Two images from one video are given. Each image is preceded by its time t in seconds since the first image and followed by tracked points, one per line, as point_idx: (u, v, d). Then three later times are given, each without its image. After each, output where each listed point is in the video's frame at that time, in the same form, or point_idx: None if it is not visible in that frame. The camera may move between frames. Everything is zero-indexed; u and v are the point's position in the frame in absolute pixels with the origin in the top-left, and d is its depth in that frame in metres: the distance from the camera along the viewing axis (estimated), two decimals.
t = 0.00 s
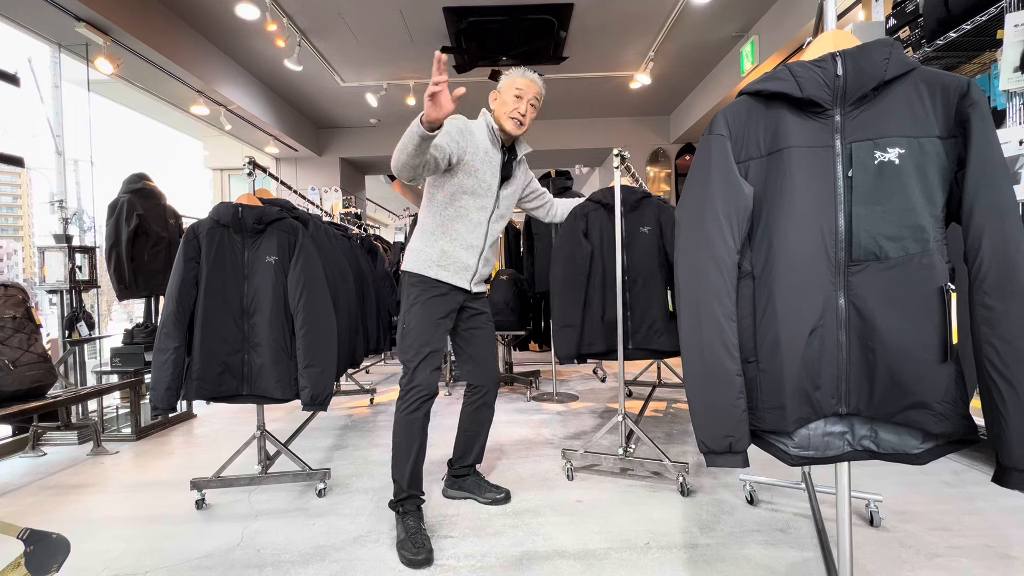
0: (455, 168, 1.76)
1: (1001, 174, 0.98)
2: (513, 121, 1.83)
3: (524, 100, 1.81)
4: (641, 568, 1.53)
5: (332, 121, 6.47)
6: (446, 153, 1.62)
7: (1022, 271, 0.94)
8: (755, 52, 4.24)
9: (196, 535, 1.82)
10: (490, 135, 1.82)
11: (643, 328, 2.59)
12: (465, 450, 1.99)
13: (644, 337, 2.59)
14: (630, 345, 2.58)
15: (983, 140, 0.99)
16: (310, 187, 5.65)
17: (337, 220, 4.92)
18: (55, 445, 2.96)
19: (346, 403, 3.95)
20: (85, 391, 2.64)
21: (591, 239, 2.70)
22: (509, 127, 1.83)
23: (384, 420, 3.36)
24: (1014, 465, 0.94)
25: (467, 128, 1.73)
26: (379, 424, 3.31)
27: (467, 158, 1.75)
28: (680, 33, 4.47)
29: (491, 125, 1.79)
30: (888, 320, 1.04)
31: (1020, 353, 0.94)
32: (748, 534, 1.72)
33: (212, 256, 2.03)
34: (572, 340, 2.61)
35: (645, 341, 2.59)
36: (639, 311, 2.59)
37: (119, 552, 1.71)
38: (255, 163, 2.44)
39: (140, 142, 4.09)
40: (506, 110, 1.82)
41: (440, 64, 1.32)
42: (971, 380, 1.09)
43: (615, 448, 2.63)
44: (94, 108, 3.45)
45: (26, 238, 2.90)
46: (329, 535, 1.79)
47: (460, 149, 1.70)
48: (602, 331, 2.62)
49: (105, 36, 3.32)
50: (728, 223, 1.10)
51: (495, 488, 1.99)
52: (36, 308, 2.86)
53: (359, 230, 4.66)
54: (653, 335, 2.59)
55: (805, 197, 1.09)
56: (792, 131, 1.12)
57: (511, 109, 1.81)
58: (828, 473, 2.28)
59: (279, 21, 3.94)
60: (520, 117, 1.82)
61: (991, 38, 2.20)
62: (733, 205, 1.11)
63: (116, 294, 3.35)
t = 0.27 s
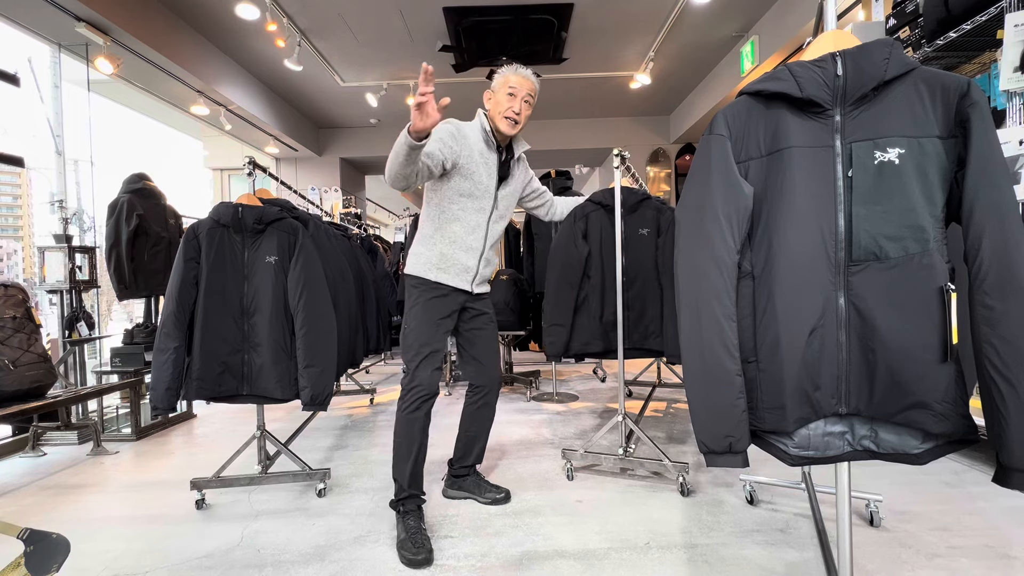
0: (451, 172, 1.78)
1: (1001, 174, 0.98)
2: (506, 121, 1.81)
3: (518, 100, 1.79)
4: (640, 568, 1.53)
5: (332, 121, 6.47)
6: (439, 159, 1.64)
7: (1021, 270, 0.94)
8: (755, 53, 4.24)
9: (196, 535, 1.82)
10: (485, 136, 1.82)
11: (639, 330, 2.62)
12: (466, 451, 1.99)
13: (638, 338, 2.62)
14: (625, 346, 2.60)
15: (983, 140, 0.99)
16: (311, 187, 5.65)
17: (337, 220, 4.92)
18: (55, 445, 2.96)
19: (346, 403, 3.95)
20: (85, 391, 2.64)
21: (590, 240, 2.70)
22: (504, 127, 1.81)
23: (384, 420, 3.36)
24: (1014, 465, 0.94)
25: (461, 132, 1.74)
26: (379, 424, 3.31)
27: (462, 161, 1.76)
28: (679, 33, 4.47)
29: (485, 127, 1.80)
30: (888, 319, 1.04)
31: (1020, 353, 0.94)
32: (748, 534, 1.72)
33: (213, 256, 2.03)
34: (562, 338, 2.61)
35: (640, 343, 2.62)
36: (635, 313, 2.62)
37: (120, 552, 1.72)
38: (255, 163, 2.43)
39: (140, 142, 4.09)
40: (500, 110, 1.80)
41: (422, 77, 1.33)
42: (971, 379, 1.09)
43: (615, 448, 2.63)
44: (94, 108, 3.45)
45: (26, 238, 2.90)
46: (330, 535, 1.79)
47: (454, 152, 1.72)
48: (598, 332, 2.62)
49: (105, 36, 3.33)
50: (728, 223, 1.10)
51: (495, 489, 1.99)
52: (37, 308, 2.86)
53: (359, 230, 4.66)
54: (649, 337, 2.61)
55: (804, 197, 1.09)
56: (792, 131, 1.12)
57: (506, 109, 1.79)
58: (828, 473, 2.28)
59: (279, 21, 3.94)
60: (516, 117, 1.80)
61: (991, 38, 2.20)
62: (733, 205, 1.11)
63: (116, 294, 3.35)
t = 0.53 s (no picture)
0: (449, 171, 1.80)
1: (1001, 174, 0.98)
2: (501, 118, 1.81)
3: (514, 97, 1.79)
4: (640, 568, 1.53)
5: (332, 121, 6.47)
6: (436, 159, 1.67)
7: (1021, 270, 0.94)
8: (755, 53, 4.25)
9: (196, 535, 1.82)
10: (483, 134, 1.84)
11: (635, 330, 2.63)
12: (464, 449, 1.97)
13: (634, 338, 2.63)
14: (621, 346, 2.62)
15: (983, 140, 0.99)
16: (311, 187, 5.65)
17: (337, 220, 4.92)
18: (55, 445, 2.96)
19: (346, 403, 3.95)
20: (85, 391, 2.64)
21: (588, 239, 2.70)
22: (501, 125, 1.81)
23: (384, 420, 3.36)
24: (1014, 465, 0.94)
25: (458, 132, 1.76)
26: (380, 424, 3.31)
27: (460, 160, 1.78)
28: (679, 33, 4.47)
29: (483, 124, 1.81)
30: (888, 319, 1.04)
31: (1020, 353, 0.94)
32: (749, 534, 1.72)
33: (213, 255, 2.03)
34: (570, 337, 2.58)
35: (635, 343, 2.63)
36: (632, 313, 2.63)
37: (120, 552, 1.72)
38: (255, 163, 2.43)
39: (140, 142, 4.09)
40: (496, 108, 1.80)
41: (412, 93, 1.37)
42: (972, 379, 1.09)
43: (615, 448, 2.64)
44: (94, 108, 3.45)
45: (26, 238, 2.90)
46: (330, 535, 1.79)
47: (452, 152, 1.74)
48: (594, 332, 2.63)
49: (105, 36, 3.33)
50: (728, 223, 1.10)
51: (495, 489, 1.99)
52: (36, 308, 2.86)
53: (359, 230, 4.66)
54: (644, 338, 2.63)
55: (805, 197, 1.09)
56: (792, 131, 1.12)
57: (501, 106, 1.79)
58: (828, 473, 2.28)
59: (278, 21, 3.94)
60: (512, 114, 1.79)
61: (991, 38, 2.20)
62: (733, 205, 1.11)
63: (116, 294, 3.35)
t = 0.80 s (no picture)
0: (445, 173, 1.81)
1: (1001, 174, 0.98)
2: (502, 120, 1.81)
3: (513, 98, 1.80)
4: (640, 568, 1.53)
5: (332, 121, 6.47)
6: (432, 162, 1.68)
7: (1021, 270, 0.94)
8: (755, 53, 4.25)
9: (196, 535, 1.82)
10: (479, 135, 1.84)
11: (634, 331, 2.63)
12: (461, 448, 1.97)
13: (632, 339, 2.63)
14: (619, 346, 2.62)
15: (983, 140, 0.99)
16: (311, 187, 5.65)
17: (337, 220, 4.92)
18: (55, 445, 2.96)
19: (346, 403, 3.95)
20: (85, 391, 2.64)
21: (587, 239, 2.70)
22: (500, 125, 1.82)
23: (384, 420, 3.36)
24: (1014, 465, 0.94)
25: (452, 133, 1.78)
26: (380, 424, 3.31)
27: (455, 161, 1.79)
28: (680, 33, 4.47)
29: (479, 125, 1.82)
30: (888, 320, 1.04)
31: (1020, 353, 0.94)
32: (749, 534, 1.72)
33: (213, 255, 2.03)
34: (560, 335, 2.61)
35: (633, 343, 2.63)
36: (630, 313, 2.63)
37: (120, 552, 1.72)
38: (255, 162, 2.43)
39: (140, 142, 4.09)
40: (496, 110, 1.81)
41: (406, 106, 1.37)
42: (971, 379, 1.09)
43: (616, 448, 2.63)
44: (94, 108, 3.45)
45: (26, 238, 2.90)
46: (330, 536, 1.79)
47: (446, 153, 1.76)
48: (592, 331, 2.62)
49: (105, 36, 3.33)
50: (727, 223, 1.10)
51: (495, 489, 1.99)
52: (36, 308, 2.86)
53: (359, 230, 4.66)
54: (642, 338, 2.63)
55: (804, 197, 1.09)
56: (792, 131, 1.12)
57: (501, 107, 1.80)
58: (828, 473, 2.28)
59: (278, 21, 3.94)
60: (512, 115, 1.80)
61: (991, 38, 2.20)
62: (733, 205, 1.11)
63: (116, 294, 3.35)
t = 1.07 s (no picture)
0: (437, 178, 1.84)
1: (1001, 174, 0.98)
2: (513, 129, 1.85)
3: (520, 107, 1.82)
4: (640, 568, 1.53)
5: (332, 121, 6.47)
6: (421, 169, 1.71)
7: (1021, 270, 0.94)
8: (755, 53, 4.26)
9: (196, 535, 1.82)
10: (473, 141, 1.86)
11: (634, 331, 2.63)
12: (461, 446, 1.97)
13: (633, 339, 2.63)
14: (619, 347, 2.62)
15: (983, 140, 0.99)
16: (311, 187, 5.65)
17: (337, 220, 4.92)
18: (55, 445, 2.96)
19: (346, 403, 3.95)
20: (85, 391, 2.64)
21: (587, 240, 2.70)
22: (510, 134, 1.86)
23: (384, 420, 3.35)
24: (1014, 465, 0.94)
25: (445, 138, 1.80)
26: (380, 424, 3.31)
27: (447, 166, 1.82)
28: (680, 33, 4.47)
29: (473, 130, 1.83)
30: (888, 320, 1.04)
31: (1020, 353, 0.94)
32: (749, 534, 1.72)
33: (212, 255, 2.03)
34: (560, 335, 2.61)
35: (633, 344, 2.63)
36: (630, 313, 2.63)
37: (120, 552, 1.72)
38: (255, 162, 2.43)
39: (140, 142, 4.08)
40: (506, 121, 1.84)
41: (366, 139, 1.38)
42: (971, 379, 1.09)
43: (616, 448, 2.63)
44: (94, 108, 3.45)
45: (26, 238, 2.90)
46: (330, 536, 1.79)
47: (438, 159, 1.78)
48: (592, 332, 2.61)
49: (105, 36, 3.33)
50: (727, 223, 1.10)
51: (495, 489, 1.99)
52: (36, 308, 2.86)
53: (359, 230, 4.66)
54: (642, 338, 2.62)
55: (804, 197, 1.09)
56: (792, 131, 1.12)
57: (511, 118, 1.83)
58: (828, 473, 2.28)
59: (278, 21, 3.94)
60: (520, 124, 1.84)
61: (991, 38, 2.20)
62: (733, 205, 1.11)
63: (116, 294, 3.35)
